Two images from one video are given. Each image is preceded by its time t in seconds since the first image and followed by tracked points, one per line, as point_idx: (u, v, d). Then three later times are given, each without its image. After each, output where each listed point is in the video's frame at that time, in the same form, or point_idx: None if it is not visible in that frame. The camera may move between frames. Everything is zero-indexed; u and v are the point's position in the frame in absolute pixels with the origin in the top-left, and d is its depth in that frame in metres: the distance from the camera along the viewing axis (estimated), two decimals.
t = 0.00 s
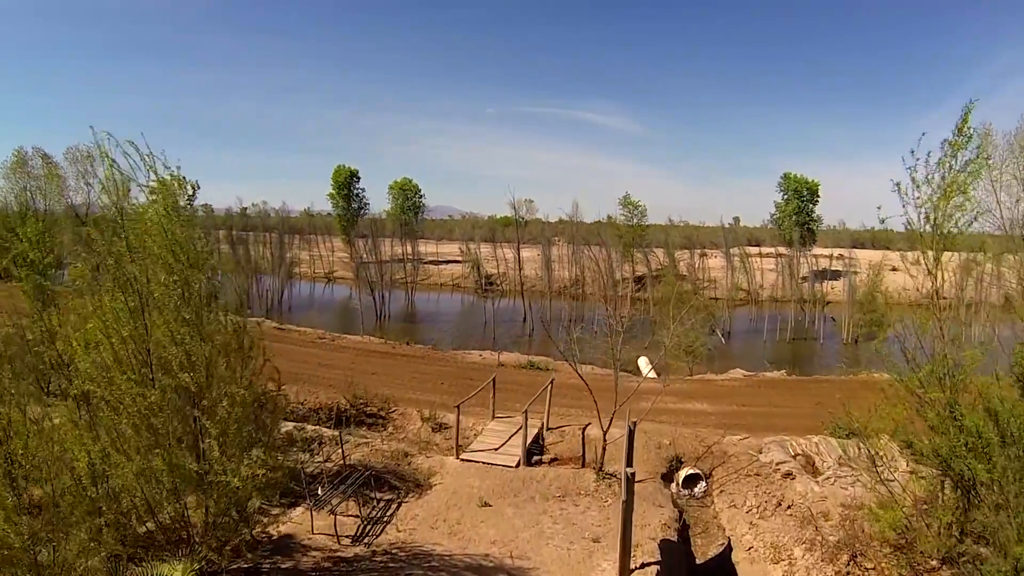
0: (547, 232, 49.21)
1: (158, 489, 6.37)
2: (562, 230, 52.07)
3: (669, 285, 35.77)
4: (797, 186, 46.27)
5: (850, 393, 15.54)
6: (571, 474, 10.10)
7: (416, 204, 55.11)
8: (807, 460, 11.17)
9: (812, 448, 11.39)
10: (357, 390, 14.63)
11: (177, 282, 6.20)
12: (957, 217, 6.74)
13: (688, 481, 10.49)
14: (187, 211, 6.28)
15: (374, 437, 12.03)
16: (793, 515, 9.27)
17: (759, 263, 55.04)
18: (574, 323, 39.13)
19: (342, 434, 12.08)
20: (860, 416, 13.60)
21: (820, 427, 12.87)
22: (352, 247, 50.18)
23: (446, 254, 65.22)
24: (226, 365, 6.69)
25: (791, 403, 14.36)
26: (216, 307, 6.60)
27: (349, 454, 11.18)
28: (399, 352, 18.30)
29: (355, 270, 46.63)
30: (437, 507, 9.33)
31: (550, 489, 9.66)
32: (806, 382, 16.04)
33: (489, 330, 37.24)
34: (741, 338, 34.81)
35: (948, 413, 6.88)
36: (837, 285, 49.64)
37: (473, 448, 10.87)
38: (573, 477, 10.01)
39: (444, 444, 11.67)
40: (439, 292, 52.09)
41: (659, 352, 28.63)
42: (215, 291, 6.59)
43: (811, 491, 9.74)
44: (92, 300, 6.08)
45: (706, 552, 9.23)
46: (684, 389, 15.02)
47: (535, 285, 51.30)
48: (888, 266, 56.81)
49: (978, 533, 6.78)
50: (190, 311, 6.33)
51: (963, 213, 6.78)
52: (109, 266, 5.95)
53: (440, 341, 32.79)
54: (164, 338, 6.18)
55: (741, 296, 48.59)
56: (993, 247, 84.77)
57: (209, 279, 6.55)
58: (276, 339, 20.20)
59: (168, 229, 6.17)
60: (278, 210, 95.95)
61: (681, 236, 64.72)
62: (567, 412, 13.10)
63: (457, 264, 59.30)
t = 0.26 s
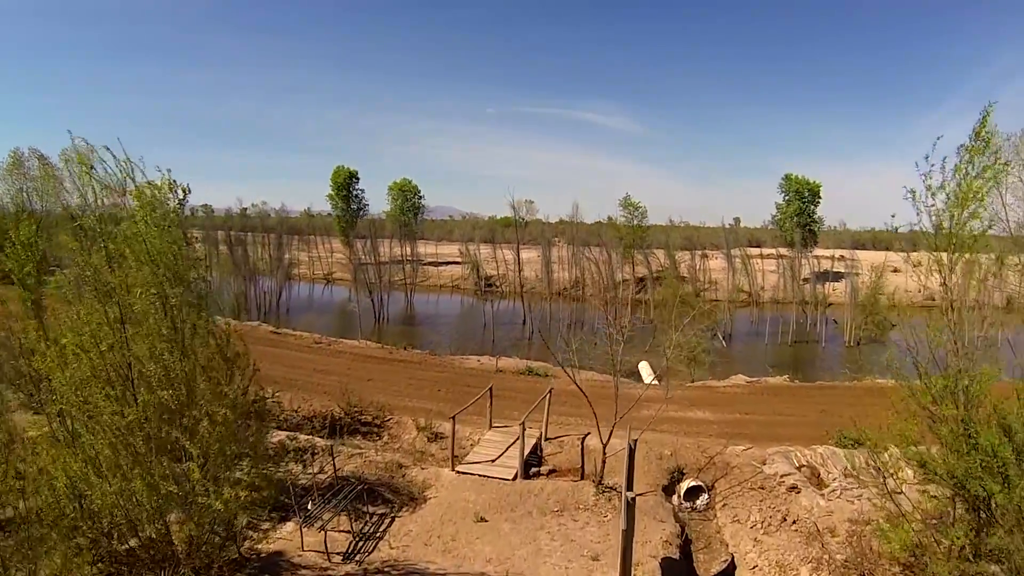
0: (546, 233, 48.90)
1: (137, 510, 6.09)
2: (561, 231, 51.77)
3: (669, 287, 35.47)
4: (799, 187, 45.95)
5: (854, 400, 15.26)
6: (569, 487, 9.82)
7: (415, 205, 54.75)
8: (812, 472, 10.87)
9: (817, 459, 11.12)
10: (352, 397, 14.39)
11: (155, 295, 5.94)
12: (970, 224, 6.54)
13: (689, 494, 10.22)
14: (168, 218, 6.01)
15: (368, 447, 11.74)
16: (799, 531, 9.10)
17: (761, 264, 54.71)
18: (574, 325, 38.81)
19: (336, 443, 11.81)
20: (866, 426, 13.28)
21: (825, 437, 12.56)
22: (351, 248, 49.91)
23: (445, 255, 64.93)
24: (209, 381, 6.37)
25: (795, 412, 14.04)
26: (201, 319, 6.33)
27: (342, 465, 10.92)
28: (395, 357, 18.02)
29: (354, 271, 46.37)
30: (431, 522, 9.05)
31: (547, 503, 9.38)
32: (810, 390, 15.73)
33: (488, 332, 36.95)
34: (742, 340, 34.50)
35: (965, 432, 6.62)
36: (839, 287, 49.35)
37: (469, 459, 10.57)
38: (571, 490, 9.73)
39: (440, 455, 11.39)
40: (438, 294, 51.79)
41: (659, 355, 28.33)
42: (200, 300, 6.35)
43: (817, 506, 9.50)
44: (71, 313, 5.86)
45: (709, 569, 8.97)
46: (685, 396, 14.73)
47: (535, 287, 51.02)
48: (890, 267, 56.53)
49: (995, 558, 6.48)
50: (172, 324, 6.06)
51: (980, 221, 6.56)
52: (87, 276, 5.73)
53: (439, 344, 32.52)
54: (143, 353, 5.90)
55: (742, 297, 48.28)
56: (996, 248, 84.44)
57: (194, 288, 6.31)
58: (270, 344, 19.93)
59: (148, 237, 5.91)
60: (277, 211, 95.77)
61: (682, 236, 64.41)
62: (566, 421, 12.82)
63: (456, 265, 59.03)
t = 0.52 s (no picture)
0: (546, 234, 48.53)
1: (112, 536, 5.80)
2: (562, 231, 51.41)
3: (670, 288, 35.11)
4: (800, 188, 45.57)
5: (860, 407, 14.95)
6: (568, 500, 9.55)
7: (415, 206, 54.15)
8: (817, 484, 10.61)
9: (822, 470, 10.85)
10: (348, 403, 14.15)
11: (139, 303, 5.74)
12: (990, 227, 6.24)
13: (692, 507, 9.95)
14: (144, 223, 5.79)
15: (362, 457, 11.49)
16: (804, 546, 8.97)
17: (762, 265, 54.39)
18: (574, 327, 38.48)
19: (330, 453, 11.53)
20: (872, 436, 12.97)
21: (831, 447, 12.27)
22: (350, 249, 49.66)
23: (445, 256, 64.61)
24: (190, 396, 6.10)
25: (800, 420, 13.74)
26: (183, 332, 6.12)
27: (337, 476, 10.68)
28: (391, 361, 17.75)
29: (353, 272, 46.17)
30: (425, 537, 8.78)
31: (546, 518, 9.10)
32: (815, 397, 15.41)
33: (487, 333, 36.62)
34: (743, 343, 34.16)
35: (981, 450, 6.28)
36: (841, 288, 49.05)
37: (465, 471, 10.32)
38: (570, 504, 9.46)
39: (436, 465, 11.12)
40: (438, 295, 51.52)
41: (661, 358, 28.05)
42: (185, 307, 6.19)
43: (823, 520, 9.31)
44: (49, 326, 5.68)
45: None
46: (688, 403, 14.44)
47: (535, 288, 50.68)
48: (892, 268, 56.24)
49: None
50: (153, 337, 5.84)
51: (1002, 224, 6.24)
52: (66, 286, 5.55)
53: (438, 346, 32.26)
54: (117, 370, 5.66)
55: (743, 298, 47.92)
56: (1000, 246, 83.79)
57: (178, 295, 6.12)
58: (265, 348, 19.69)
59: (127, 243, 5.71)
60: (277, 211, 95.11)
61: (683, 237, 64.12)
62: (565, 429, 12.54)
63: (457, 266, 58.78)
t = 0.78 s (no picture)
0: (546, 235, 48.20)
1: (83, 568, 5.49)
2: (562, 233, 51.06)
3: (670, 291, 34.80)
4: (801, 189, 45.23)
5: (865, 416, 14.63)
6: (567, 518, 9.24)
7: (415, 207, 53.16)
8: (823, 499, 10.32)
9: (828, 484, 10.56)
10: (342, 412, 13.86)
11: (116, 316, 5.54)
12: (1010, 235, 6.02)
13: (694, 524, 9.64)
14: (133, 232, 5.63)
15: (355, 471, 11.18)
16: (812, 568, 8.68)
17: (763, 267, 54.11)
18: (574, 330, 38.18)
19: (322, 467, 11.23)
20: (878, 447, 12.67)
21: (837, 459, 11.96)
22: (349, 251, 49.39)
23: (445, 257, 64.30)
24: (168, 420, 5.83)
25: (804, 429, 13.43)
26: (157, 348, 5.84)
27: (328, 491, 10.38)
28: (387, 368, 17.46)
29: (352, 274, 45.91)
30: (418, 556, 8.48)
31: (543, 537, 8.79)
32: (819, 405, 15.10)
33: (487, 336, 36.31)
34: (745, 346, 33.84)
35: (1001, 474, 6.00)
36: (842, 290, 48.75)
37: (460, 487, 9.99)
38: (569, 521, 9.15)
39: (430, 479, 10.81)
40: (437, 297, 51.24)
41: (661, 362, 27.77)
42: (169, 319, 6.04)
43: (830, 539, 9.04)
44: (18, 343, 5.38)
45: None
46: (690, 412, 14.12)
47: (535, 290, 50.36)
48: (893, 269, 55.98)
49: None
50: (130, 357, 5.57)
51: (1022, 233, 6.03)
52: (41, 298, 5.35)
53: (436, 349, 31.94)
54: (88, 392, 5.36)
55: (745, 300, 47.57)
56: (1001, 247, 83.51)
57: (158, 307, 5.94)
58: (259, 354, 19.38)
59: (113, 253, 5.52)
60: (278, 212, 94.99)
61: (683, 238, 63.84)
62: (564, 441, 12.22)
63: (456, 267, 58.50)
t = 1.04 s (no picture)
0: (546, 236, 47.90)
1: None
2: (562, 234, 50.78)
3: (671, 293, 34.55)
4: (803, 190, 44.88)
5: (870, 424, 14.35)
6: (565, 534, 8.95)
7: (415, 208, 53.19)
8: (828, 512, 10.08)
9: (832, 497, 10.32)
10: (336, 420, 13.65)
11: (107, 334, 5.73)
12: None
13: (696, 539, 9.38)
14: (107, 237, 5.64)
15: (347, 483, 10.92)
16: None
17: (764, 268, 53.76)
18: (574, 332, 37.85)
19: (314, 479, 10.98)
20: (883, 457, 12.40)
21: (842, 469, 11.69)
22: (347, 252, 49.09)
23: (444, 258, 64.03)
24: (148, 442, 6.09)
25: (808, 438, 13.15)
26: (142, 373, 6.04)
27: (320, 503, 10.13)
28: (382, 373, 17.19)
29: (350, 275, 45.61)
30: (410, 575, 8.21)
31: (540, 554, 8.53)
32: (822, 412, 14.83)
33: (486, 337, 35.96)
34: (745, 349, 33.59)
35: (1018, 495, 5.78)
36: (843, 291, 48.42)
37: (455, 500, 9.70)
38: (567, 538, 8.88)
39: (424, 492, 10.56)
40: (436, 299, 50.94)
41: (661, 365, 27.49)
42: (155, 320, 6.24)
43: (836, 556, 8.80)
44: None
45: None
46: (691, 420, 13.85)
47: (534, 291, 50.10)
48: (894, 271, 55.64)
49: None
50: (119, 373, 5.83)
51: None
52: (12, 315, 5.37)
53: (435, 351, 31.65)
54: (63, 418, 5.53)
55: (746, 302, 47.26)
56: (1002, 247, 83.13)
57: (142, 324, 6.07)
58: (253, 358, 19.14)
59: (91, 263, 5.57)
60: (279, 212, 95.00)
61: (683, 239, 63.50)
62: (562, 450, 11.94)
63: (455, 268, 58.20)
